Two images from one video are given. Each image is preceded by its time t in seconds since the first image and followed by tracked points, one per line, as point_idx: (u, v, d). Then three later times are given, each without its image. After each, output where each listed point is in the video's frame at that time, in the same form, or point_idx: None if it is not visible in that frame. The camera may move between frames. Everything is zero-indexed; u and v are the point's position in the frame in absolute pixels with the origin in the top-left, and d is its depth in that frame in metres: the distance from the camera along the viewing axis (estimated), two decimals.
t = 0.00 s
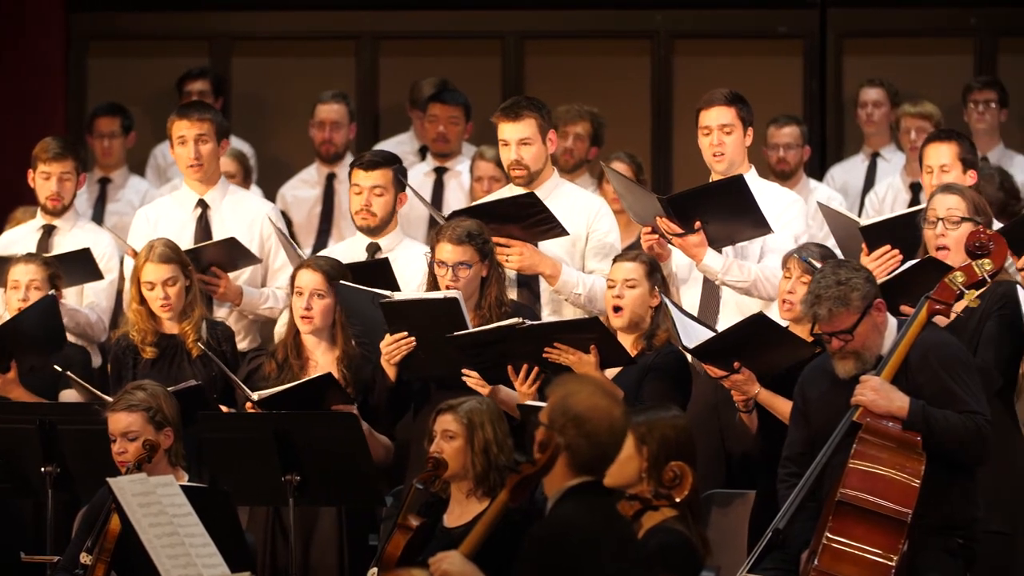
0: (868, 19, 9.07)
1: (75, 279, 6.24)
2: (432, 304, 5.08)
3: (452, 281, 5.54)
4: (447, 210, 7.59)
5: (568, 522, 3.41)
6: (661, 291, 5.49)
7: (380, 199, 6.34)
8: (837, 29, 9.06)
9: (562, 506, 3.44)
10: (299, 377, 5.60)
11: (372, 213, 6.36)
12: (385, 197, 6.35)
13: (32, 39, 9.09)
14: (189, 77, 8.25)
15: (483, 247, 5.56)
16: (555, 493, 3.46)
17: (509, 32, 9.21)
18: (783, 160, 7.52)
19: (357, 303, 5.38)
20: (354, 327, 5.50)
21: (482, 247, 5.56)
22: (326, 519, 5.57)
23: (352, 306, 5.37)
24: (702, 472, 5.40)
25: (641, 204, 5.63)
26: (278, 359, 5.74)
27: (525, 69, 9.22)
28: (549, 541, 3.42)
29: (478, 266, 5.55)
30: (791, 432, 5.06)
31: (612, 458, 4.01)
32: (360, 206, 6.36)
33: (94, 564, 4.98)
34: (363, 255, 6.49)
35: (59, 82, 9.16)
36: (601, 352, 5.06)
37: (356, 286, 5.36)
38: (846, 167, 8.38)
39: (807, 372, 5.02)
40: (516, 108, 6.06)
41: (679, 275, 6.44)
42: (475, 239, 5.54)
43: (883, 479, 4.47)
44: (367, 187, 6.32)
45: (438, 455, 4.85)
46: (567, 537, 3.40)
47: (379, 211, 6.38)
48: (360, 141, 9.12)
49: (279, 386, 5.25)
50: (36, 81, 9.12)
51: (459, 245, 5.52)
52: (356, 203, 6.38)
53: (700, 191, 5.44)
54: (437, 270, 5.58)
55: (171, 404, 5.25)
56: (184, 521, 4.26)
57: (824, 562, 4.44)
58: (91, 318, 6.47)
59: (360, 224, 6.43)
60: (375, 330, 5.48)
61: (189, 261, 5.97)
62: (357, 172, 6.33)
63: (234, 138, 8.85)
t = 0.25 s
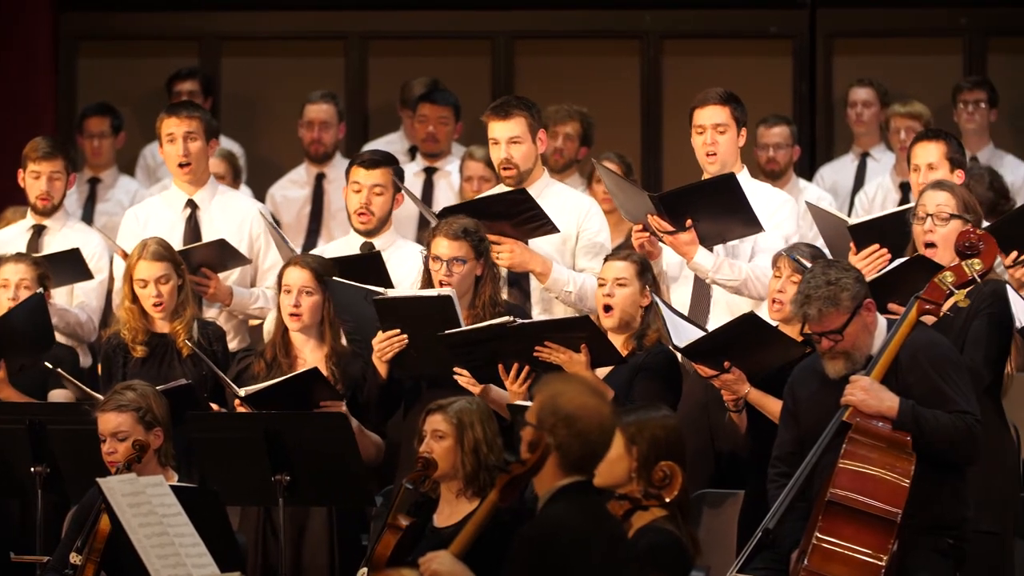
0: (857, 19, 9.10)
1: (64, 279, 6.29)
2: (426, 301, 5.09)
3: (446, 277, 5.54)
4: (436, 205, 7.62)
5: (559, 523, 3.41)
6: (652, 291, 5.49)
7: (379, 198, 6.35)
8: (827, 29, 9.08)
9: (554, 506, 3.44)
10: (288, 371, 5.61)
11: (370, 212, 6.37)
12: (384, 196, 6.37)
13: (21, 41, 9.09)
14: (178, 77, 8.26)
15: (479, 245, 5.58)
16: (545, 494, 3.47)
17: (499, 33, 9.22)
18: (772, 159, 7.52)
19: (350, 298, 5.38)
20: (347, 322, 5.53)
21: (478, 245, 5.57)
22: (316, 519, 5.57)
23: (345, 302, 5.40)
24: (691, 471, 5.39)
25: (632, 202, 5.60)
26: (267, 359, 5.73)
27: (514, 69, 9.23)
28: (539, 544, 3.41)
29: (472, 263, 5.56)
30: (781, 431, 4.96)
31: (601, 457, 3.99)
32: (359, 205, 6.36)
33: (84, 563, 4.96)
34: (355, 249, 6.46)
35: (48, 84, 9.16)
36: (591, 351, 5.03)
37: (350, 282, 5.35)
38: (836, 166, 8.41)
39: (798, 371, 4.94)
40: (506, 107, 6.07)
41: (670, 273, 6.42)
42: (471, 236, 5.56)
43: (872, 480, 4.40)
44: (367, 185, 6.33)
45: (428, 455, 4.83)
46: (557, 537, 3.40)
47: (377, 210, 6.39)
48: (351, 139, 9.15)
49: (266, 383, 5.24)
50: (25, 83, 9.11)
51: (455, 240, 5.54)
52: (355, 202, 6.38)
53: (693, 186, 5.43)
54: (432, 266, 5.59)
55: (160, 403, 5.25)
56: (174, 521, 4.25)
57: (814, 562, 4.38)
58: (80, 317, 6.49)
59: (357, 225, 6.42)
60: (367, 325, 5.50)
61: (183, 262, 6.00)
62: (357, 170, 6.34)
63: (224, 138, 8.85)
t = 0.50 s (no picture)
0: (850, 18, 9.07)
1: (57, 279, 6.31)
2: (424, 299, 5.08)
3: (444, 274, 5.51)
4: (429, 201, 7.59)
5: (555, 522, 3.40)
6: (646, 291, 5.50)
7: (380, 198, 6.35)
8: (820, 29, 9.08)
9: (549, 505, 3.44)
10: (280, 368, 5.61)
11: (370, 212, 6.36)
12: (385, 196, 6.36)
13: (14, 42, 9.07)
14: (172, 77, 8.27)
15: (478, 243, 5.55)
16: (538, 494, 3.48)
17: (493, 32, 9.21)
18: (766, 159, 7.55)
19: (348, 296, 5.42)
20: (343, 318, 5.55)
21: (477, 243, 5.55)
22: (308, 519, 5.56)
23: (343, 297, 5.43)
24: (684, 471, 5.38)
25: (630, 198, 5.58)
26: (260, 359, 5.74)
27: (508, 68, 9.23)
28: (532, 545, 3.39)
29: (472, 261, 5.52)
30: (774, 430, 4.95)
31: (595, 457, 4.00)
32: (359, 203, 6.35)
33: (77, 563, 4.92)
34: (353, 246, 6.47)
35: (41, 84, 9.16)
36: (585, 349, 5.06)
37: (348, 278, 5.39)
38: (829, 166, 8.41)
39: (791, 370, 4.93)
40: (502, 105, 6.09)
41: (665, 271, 6.46)
42: (470, 233, 5.53)
43: (865, 479, 4.39)
44: (368, 184, 6.31)
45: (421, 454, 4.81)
46: (552, 537, 3.38)
47: (378, 210, 6.38)
48: (344, 139, 9.16)
49: (260, 378, 5.21)
50: (17, 83, 9.10)
51: (455, 237, 5.51)
52: (355, 200, 6.36)
53: (694, 182, 5.42)
54: (431, 262, 5.55)
55: (154, 403, 5.25)
56: (168, 520, 4.25)
57: (808, 562, 4.36)
58: (74, 316, 6.47)
59: (356, 224, 6.42)
60: (365, 322, 5.51)
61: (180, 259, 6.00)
62: (358, 169, 6.32)
63: (217, 137, 8.86)
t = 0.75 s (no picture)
0: (847, 18, 9.08)
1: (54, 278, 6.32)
2: (425, 294, 5.09)
3: (446, 271, 5.49)
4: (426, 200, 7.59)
5: (551, 523, 3.41)
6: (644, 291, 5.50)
7: (379, 198, 6.34)
8: (817, 28, 9.09)
9: (545, 505, 3.45)
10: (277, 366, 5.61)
11: (369, 211, 6.36)
12: (384, 196, 6.36)
13: (11, 41, 9.08)
14: (169, 76, 8.29)
15: (481, 242, 5.53)
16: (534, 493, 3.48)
17: (489, 32, 9.22)
18: (762, 159, 7.53)
19: (348, 292, 5.41)
20: (340, 315, 5.51)
21: (480, 243, 5.53)
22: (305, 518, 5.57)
23: (342, 294, 5.42)
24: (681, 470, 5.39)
25: (630, 195, 5.60)
26: (256, 359, 5.73)
27: (505, 67, 9.24)
28: (529, 545, 3.40)
29: (473, 260, 5.50)
30: (771, 430, 4.94)
31: (593, 456, 4.03)
32: (359, 203, 6.34)
33: (74, 562, 4.95)
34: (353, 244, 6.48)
35: (38, 84, 9.17)
36: (583, 349, 5.04)
37: (348, 273, 5.39)
38: (826, 165, 8.41)
39: (788, 369, 4.93)
40: (501, 102, 6.09)
41: (666, 269, 6.47)
42: (474, 232, 5.52)
43: (863, 479, 4.39)
44: (368, 184, 6.30)
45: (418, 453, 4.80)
46: (549, 536, 3.39)
47: (377, 210, 6.37)
48: (340, 138, 9.17)
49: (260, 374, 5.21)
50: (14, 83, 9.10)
51: (458, 236, 5.50)
52: (355, 200, 6.35)
53: (695, 181, 5.44)
54: (432, 260, 5.54)
55: (151, 402, 5.25)
56: (165, 520, 4.25)
57: (805, 561, 4.36)
58: (70, 316, 6.50)
59: (355, 223, 6.41)
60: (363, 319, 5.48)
61: (183, 258, 6.03)
62: (358, 168, 6.31)
63: (214, 137, 8.87)
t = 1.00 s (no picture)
0: (838, 18, 9.08)
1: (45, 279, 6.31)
2: (419, 292, 5.09)
3: (442, 273, 5.47)
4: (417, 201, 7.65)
5: (541, 523, 3.44)
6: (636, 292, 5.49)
7: (366, 197, 6.36)
8: (809, 29, 9.09)
9: (535, 507, 3.50)
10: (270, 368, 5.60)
11: (357, 211, 6.37)
12: (371, 195, 6.37)
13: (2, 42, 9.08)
14: (160, 77, 8.33)
15: (477, 245, 5.52)
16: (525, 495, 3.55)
17: (480, 32, 9.22)
18: (755, 159, 7.50)
19: (342, 292, 5.42)
20: (332, 316, 5.48)
21: (476, 246, 5.52)
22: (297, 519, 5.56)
23: (335, 294, 5.43)
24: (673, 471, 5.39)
25: (626, 197, 5.61)
26: (247, 362, 5.71)
27: (496, 67, 9.24)
28: (520, 546, 3.43)
29: (470, 263, 5.49)
30: (761, 430, 4.93)
31: (585, 457, 4.02)
32: (344, 203, 6.36)
33: (65, 563, 4.93)
34: (342, 245, 6.47)
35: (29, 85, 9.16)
36: (574, 352, 5.06)
37: (342, 272, 5.40)
38: (817, 166, 8.42)
39: (778, 371, 4.91)
40: (494, 102, 6.08)
41: (661, 270, 6.45)
42: (471, 235, 5.51)
43: (853, 479, 4.38)
44: (354, 185, 6.33)
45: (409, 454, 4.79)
46: (540, 537, 3.43)
47: (364, 210, 6.39)
48: (331, 139, 9.17)
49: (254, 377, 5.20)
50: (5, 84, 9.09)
51: (455, 238, 5.48)
52: (341, 200, 6.37)
53: (692, 184, 5.45)
54: (428, 262, 5.52)
55: (142, 403, 5.25)
56: (156, 521, 4.25)
57: (796, 562, 4.35)
58: (62, 317, 6.48)
59: (343, 222, 6.42)
60: (355, 319, 5.45)
61: (169, 259, 6.01)
62: (343, 170, 6.33)
63: (206, 138, 8.87)
